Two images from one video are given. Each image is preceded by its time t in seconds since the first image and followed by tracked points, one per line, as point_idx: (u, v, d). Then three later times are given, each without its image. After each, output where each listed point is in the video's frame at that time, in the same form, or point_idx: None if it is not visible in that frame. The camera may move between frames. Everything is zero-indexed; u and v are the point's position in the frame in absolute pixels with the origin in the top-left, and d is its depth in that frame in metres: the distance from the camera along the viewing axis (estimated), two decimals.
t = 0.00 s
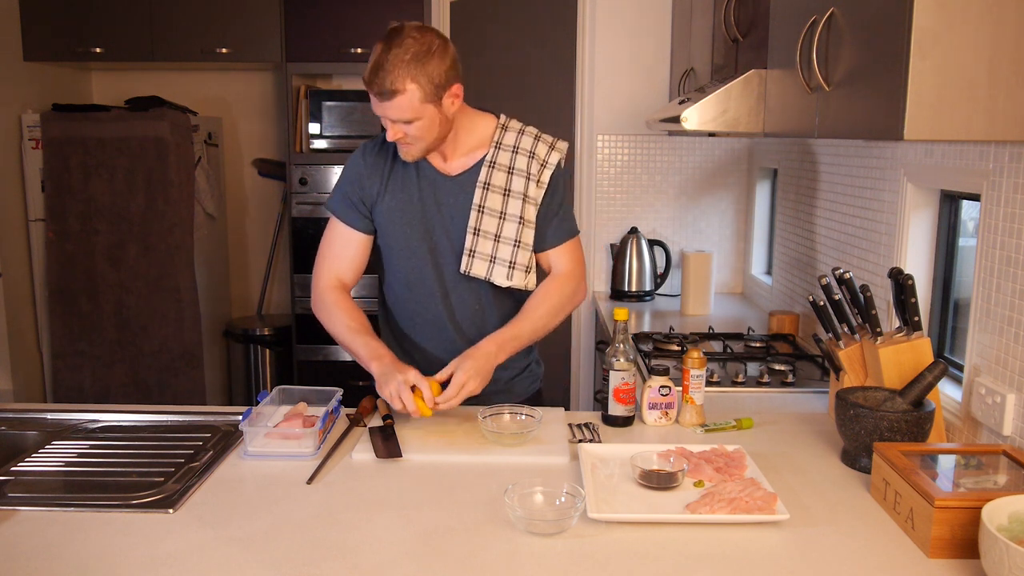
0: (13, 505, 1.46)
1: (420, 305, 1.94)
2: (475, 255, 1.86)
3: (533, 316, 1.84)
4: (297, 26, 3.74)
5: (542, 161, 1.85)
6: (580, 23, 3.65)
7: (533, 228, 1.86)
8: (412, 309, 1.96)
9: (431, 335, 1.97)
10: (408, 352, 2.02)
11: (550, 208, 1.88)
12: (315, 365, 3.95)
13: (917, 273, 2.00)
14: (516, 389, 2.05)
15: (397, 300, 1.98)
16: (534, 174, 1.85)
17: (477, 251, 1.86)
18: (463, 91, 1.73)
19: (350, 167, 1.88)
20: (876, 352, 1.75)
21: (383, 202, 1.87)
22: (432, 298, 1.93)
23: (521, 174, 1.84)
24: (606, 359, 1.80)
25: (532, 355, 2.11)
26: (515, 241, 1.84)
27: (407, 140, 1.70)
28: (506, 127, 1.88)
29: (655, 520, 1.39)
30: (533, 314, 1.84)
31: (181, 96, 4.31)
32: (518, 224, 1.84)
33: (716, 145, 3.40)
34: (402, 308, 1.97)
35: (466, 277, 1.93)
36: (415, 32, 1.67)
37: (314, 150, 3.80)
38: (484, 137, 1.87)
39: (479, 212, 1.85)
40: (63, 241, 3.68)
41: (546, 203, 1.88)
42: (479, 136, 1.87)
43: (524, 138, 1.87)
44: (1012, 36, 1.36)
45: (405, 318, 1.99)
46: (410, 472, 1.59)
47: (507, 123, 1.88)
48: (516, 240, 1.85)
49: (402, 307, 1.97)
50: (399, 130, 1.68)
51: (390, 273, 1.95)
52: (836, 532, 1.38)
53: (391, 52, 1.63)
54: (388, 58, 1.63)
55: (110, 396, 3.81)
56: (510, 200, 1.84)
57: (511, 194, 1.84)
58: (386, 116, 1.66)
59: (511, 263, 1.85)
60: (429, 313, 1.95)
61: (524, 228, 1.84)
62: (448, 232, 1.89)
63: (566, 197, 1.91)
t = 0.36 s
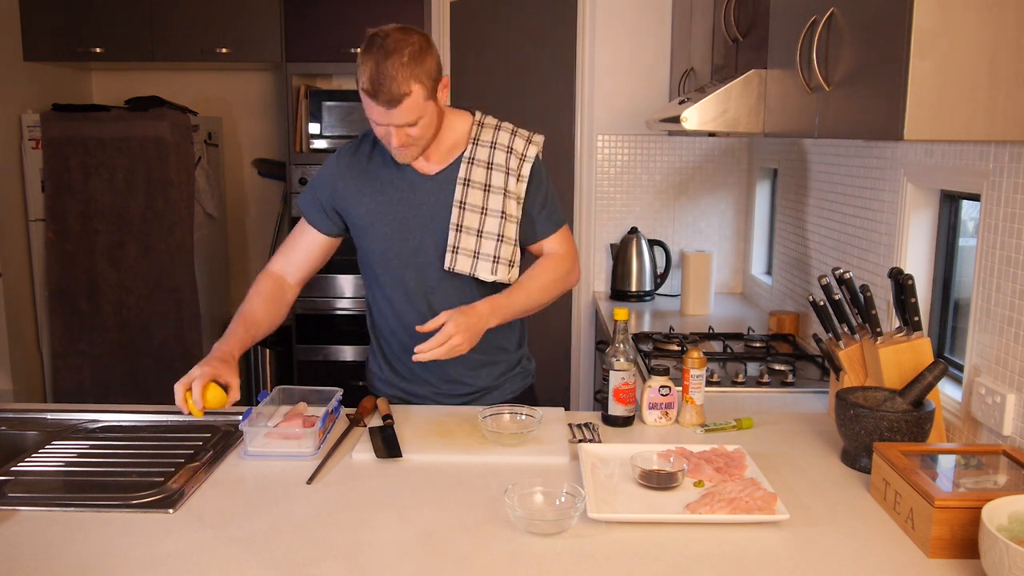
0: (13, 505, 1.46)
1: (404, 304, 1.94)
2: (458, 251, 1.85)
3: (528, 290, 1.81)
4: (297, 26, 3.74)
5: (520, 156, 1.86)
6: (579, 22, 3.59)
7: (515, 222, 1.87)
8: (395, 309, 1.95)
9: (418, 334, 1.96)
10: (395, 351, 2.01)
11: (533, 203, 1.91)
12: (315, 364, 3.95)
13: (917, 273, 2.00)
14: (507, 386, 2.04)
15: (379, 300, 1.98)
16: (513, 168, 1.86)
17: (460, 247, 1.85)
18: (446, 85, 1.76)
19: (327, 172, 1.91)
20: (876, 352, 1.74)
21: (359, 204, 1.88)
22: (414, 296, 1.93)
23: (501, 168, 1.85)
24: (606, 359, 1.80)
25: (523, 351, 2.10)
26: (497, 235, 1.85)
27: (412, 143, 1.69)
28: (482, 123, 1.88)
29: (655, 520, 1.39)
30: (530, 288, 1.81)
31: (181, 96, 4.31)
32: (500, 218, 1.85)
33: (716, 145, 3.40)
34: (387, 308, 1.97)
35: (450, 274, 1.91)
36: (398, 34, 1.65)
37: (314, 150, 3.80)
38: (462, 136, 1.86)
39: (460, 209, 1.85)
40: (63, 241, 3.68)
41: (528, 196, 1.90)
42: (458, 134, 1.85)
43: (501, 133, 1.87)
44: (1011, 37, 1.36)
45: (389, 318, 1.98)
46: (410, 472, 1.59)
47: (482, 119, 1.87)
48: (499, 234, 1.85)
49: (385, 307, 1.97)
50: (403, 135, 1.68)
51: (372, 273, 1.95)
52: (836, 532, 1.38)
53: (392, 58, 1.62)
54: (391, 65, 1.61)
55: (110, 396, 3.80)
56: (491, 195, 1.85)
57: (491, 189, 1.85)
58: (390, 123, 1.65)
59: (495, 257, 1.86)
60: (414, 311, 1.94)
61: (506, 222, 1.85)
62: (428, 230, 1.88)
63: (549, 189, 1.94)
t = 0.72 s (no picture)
0: (13, 504, 1.46)
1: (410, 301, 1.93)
2: (468, 245, 1.88)
3: (541, 291, 1.94)
4: (297, 26, 3.74)
5: (524, 151, 1.92)
6: (579, 22, 3.61)
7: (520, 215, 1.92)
8: (400, 307, 1.94)
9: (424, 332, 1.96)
10: (398, 352, 1.99)
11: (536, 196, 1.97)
12: (315, 365, 3.95)
13: (917, 273, 2.00)
14: (511, 382, 2.05)
15: (382, 299, 1.96)
16: (518, 163, 1.91)
17: (469, 241, 1.88)
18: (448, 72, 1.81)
19: (328, 171, 1.88)
20: (876, 352, 1.75)
21: (365, 202, 1.87)
22: (422, 293, 1.92)
23: (506, 164, 1.89)
24: (606, 359, 1.80)
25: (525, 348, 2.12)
26: (506, 229, 1.89)
27: (449, 135, 1.72)
28: (484, 119, 1.91)
29: (655, 520, 1.39)
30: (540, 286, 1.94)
31: (181, 96, 4.31)
32: (508, 213, 1.89)
33: (716, 145, 3.40)
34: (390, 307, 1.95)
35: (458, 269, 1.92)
36: (429, 27, 1.67)
37: (314, 150, 3.80)
38: (466, 132, 1.89)
39: (469, 203, 1.87)
40: (63, 242, 3.68)
41: (529, 190, 1.95)
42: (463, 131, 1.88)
43: (502, 128, 1.92)
44: (1012, 36, 1.36)
45: (392, 317, 1.96)
46: (410, 473, 1.59)
47: (484, 116, 1.91)
48: (508, 229, 1.89)
49: (389, 306, 1.95)
50: (443, 128, 1.71)
51: (376, 272, 1.93)
52: (836, 532, 1.38)
53: (441, 52, 1.63)
54: (444, 59, 1.63)
55: (110, 396, 3.80)
56: (498, 189, 1.88)
57: (498, 183, 1.88)
58: (439, 116, 1.67)
59: (503, 251, 1.90)
60: (420, 308, 1.94)
61: (514, 216, 1.90)
62: (437, 227, 1.89)
63: (548, 183, 2.00)
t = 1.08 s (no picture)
0: (13, 505, 1.46)
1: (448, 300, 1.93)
2: (513, 251, 1.87)
3: (581, 308, 1.97)
4: (297, 25, 3.74)
5: (578, 166, 1.90)
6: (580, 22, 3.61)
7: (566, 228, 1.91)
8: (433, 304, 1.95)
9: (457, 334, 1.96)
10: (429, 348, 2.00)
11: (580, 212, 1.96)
12: (315, 365, 3.95)
13: (917, 273, 2.00)
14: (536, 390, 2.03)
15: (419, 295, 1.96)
16: (571, 176, 1.89)
17: (514, 247, 1.87)
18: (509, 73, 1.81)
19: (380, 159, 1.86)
20: (876, 352, 1.75)
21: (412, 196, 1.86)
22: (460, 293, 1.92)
23: (560, 175, 1.88)
24: (606, 359, 1.80)
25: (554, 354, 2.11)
26: (552, 240, 1.88)
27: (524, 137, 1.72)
28: (543, 128, 1.90)
29: (654, 520, 1.39)
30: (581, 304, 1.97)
31: (182, 96, 4.31)
32: (556, 224, 1.88)
33: (716, 145, 3.41)
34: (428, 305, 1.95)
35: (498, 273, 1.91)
36: (515, 27, 1.66)
37: (313, 150, 3.80)
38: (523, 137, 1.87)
39: (518, 209, 1.86)
40: (63, 242, 3.68)
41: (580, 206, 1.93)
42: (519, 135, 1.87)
43: (561, 139, 1.91)
44: (1012, 36, 1.36)
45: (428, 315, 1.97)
46: (410, 472, 1.59)
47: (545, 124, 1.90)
48: (553, 240, 1.88)
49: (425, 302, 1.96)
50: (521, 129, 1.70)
51: (418, 266, 1.93)
52: (836, 532, 1.38)
53: (531, 53, 1.64)
54: (534, 60, 1.64)
55: (110, 396, 3.80)
56: (550, 199, 1.87)
57: (550, 194, 1.87)
58: (523, 116, 1.66)
59: (546, 261, 1.88)
60: (455, 306, 1.94)
61: (561, 229, 1.89)
62: (481, 229, 1.87)
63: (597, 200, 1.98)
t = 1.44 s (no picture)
0: (13, 504, 1.46)
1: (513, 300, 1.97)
2: (587, 259, 1.94)
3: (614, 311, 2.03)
4: (297, 25, 3.74)
5: (637, 173, 2.02)
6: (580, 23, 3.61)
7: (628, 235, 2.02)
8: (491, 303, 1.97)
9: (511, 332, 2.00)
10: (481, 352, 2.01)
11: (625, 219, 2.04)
12: (315, 365, 3.95)
13: (917, 273, 2.00)
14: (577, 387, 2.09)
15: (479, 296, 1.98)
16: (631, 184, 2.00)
17: (588, 255, 1.94)
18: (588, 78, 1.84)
19: (476, 163, 1.80)
20: (876, 352, 1.75)
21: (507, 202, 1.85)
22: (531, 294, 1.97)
23: (624, 182, 1.99)
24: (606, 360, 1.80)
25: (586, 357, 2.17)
26: (620, 247, 1.98)
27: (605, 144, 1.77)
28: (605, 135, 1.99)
29: (654, 520, 1.39)
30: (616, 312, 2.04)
31: (181, 96, 4.31)
32: (622, 232, 1.98)
33: (716, 145, 3.41)
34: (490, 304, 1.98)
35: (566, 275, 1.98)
36: (611, 35, 1.70)
37: (313, 150, 3.81)
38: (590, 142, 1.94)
39: (591, 217, 1.93)
40: (64, 242, 3.68)
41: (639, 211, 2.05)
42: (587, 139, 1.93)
43: (619, 146, 2.00)
44: (1012, 36, 1.36)
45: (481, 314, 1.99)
46: (410, 472, 1.59)
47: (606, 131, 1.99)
48: (621, 247, 1.99)
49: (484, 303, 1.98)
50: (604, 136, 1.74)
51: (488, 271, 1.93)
52: (836, 532, 1.38)
53: (625, 61, 1.68)
54: (628, 68, 1.68)
55: (110, 396, 3.80)
56: (615, 207, 1.97)
57: (616, 202, 1.97)
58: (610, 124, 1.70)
59: (616, 268, 1.98)
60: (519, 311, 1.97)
61: (626, 236, 1.99)
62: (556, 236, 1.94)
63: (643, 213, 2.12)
